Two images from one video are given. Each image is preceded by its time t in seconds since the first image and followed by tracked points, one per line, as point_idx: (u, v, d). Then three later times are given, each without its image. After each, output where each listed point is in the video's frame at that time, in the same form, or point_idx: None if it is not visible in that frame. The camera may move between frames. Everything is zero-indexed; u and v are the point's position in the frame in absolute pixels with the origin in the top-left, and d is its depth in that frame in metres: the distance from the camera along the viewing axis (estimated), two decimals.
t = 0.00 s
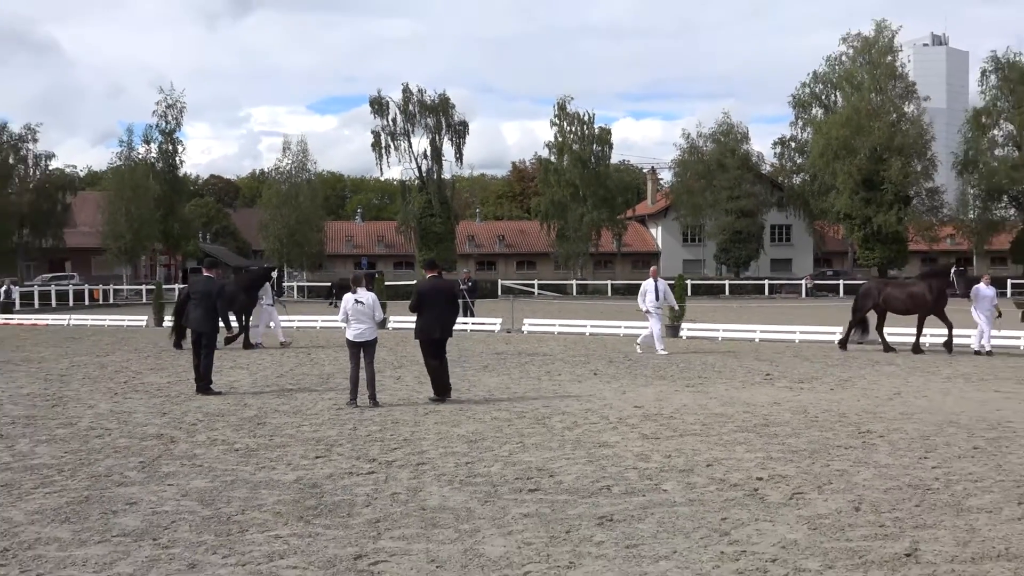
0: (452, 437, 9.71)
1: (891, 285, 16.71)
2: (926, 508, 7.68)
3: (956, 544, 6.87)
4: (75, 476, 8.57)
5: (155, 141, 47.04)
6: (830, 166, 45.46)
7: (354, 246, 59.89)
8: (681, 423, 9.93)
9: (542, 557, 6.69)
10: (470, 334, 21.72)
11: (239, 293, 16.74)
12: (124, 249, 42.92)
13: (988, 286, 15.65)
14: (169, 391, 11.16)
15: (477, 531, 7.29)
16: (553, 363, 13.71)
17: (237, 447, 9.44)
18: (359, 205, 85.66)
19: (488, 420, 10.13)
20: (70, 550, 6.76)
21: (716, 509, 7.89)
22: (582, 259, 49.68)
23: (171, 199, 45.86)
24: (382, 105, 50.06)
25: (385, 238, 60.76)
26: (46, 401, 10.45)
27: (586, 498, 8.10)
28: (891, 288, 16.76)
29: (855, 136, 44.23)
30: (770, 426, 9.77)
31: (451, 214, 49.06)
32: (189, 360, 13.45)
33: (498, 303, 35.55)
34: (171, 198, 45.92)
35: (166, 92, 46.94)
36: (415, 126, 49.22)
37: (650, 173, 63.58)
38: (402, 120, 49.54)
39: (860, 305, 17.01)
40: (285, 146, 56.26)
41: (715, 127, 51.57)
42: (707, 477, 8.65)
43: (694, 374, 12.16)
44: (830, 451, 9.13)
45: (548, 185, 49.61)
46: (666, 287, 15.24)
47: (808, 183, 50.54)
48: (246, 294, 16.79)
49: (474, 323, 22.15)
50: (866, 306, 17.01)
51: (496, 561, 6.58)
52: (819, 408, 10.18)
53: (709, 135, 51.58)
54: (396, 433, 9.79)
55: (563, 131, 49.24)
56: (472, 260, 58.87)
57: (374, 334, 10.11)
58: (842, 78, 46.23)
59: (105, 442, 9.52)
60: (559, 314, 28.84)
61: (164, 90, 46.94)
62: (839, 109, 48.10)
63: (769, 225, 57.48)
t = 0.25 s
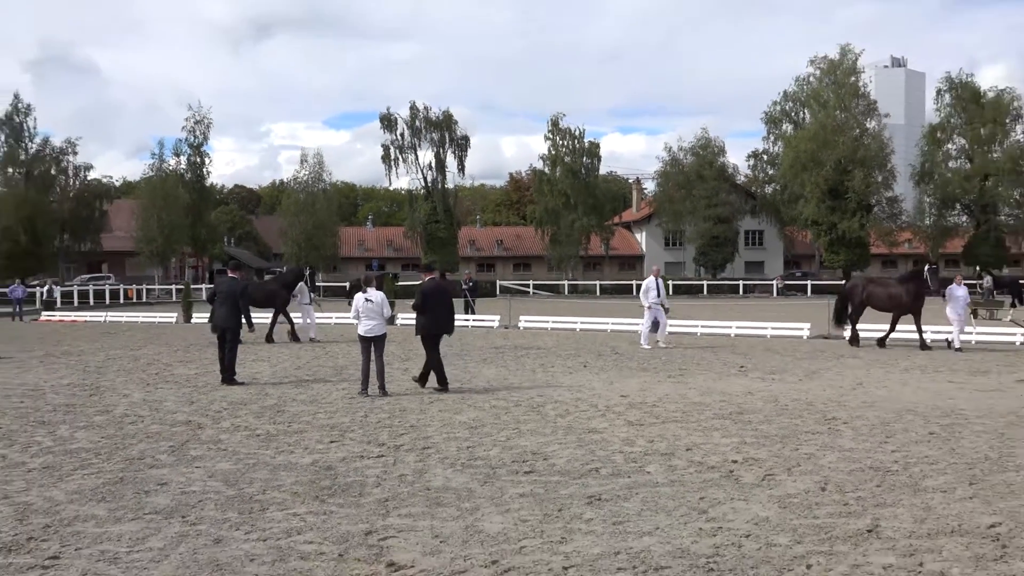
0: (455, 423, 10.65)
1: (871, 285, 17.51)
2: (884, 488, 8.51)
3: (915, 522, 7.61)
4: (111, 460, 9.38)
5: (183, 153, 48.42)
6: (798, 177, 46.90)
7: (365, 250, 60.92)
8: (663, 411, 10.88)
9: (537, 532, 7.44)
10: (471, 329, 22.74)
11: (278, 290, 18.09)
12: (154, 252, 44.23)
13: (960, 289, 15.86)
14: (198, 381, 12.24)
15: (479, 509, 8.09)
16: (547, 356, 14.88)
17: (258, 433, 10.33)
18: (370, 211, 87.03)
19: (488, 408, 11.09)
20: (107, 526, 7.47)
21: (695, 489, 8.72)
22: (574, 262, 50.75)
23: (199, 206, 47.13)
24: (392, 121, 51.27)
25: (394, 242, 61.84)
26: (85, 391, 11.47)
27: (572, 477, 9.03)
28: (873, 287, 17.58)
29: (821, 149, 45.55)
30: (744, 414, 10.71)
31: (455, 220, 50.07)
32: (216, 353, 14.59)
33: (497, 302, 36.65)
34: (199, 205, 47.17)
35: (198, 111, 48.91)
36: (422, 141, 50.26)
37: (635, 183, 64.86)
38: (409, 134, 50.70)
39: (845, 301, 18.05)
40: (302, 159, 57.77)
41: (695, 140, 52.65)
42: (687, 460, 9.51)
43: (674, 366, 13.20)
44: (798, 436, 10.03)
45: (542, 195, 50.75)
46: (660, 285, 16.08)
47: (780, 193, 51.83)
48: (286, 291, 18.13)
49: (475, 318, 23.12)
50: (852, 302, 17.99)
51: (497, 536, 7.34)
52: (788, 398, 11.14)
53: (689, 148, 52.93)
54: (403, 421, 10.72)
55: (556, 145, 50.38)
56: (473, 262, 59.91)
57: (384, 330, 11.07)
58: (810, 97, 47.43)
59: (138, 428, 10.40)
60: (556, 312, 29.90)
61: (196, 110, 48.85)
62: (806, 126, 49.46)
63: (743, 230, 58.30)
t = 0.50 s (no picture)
0: (452, 411, 11.52)
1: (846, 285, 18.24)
2: (847, 471, 8.62)
3: (890, 500, 7.58)
4: (137, 445, 9.79)
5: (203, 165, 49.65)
6: (765, 187, 47.97)
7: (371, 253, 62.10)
8: (643, 400, 11.83)
9: (523, 512, 7.45)
10: (465, 326, 23.85)
11: (302, 291, 19.14)
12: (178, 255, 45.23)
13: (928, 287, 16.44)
14: (217, 372, 13.32)
15: (471, 490, 8.21)
16: (537, 351, 16.16)
17: (273, 419, 11.00)
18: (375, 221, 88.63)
19: (482, 397, 12.05)
20: (133, 504, 7.64)
21: (672, 471, 8.87)
22: (561, 265, 51.94)
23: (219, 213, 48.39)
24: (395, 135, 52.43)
25: (397, 246, 62.99)
26: (114, 382, 12.46)
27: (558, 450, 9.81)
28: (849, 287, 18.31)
29: (788, 161, 46.86)
30: (717, 403, 11.63)
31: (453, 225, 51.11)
32: (234, 347, 15.84)
33: (490, 301, 37.90)
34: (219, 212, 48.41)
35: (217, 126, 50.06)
36: (422, 154, 51.49)
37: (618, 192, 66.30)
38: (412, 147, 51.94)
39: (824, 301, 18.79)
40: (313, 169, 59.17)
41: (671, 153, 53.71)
42: (666, 446, 9.90)
43: (651, 361, 14.49)
44: (767, 422, 10.72)
45: (531, 204, 52.03)
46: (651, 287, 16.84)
47: (747, 202, 53.11)
48: (310, 291, 19.15)
49: (470, 315, 24.13)
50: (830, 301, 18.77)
51: (488, 515, 7.37)
52: (758, 389, 12.16)
53: (666, 161, 53.67)
54: (406, 408, 11.59)
55: (545, 157, 51.56)
56: (468, 265, 61.04)
57: (387, 326, 12.12)
58: (774, 114, 48.75)
59: (162, 416, 11.00)
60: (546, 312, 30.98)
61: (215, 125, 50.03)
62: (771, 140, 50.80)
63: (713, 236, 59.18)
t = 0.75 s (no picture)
0: (441, 410, 11.54)
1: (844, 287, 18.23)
2: (829, 468, 8.73)
3: (868, 496, 7.68)
4: (125, 444, 9.79)
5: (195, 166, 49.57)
6: (752, 188, 48.06)
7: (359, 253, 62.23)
8: (631, 398, 11.91)
9: (511, 510, 7.51)
10: (454, 324, 23.96)
11: (302, 290, 19.24)
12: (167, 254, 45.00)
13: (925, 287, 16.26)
14: (206, 372, 13.32)
15: (460, 489, 8.25)
16: (524, 349, 16.25)
17: (261, 419, 10.96)
18: (363, 221, 88.68)
19: (470, 397, 12.09)
20: (121, 505, 7.66)
21: (659, 469, 8.95)
22: (548, 265, 52.05)
23: (208, 213, 48.31)
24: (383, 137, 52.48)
25: (386, 246, 63.02)
26: (102, 382, 12.45)
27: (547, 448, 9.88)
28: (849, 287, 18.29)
29: (774, 163, 47.19)
30: (704, 401, 11.74)
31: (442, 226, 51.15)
32: (223, 347, 15.86)
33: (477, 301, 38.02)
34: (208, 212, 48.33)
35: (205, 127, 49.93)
36: (411, 154, 51.47)
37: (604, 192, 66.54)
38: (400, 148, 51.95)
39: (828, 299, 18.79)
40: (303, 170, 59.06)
41: (658, 154, 54.06)
42: (652, 444, 10.00)
43: (638, 360, 14.57)
44: (754, 420, 10.81)
45: (520, 204, 52.04)
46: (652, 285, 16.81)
47: (734, 203, 53.33)
48: (310, 291, 19.23)
49: (459, 315, 24.22)
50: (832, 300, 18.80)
51: (478, 514, 7.40)
52: (743, 387, 12.28)
53: (653, 162, 54.20)
54: (394, 407, 11.60)
55: (532, 158, 51.67)
56: (457, 265, 61.16)
57: (376, 325, 12.13)
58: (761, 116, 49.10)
59: (150, 415, 10.99)
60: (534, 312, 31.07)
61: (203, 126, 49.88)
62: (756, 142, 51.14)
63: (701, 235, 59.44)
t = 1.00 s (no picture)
0: (425, 410, 11.52)
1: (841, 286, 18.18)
2: (812, 466, 8.77)
3: (849, 494, 7.74)
4: (107, 445, 9.71)
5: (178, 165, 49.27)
6: (735, 187, 48.21)
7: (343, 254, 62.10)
8: (615, 397, 11.94)
9: (495, 509, 7.51)
10: (439, 324, 23.97)
11: (302, 291, 19.10)
12: (150, 254, 44.73)
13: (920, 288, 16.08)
14: (189, 372, 13.25)
15: (445, 488, 8.24)
16: (509, 349, 16.26)
17: (244, 419, 10.89)
18: (348, 220, 88.53)
19: (455, 396, 12.06)
20: (102, 506, 7.60)
21: (643, 468, 8.97)
22: (533, 264, 52.12)
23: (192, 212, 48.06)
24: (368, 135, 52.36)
25: (371, 246, 62.95)
26: (84, 382, 12.35)
27: (533, 446, 9.88)
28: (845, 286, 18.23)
29: (758, 163, 47.46)
30: (687, 400, 11.77)
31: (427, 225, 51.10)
32: (206, 346, 15.77)
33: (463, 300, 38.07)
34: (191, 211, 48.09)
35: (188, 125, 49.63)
36: (395, 152, 51.36)
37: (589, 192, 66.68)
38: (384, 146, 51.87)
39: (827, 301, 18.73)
40: (287, 169, 58.86)
41: (643, 154, 54.37)
42: (636, 443, 10.02)
43: (623, 359, 14.64)
44: (738, 419, 10.86)
45: (505, 203, 52.09)
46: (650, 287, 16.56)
47: (718, 202, 53.63)
48: (310, 292, 19.11)
49: (444, 315, 24.23)
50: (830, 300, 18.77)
51: (463, 513, 7.39)
52: (727, 386, 12.33)
53: (638, 161, 54.56)
54: (378, 407, 11.56)
55: (517, 157, 51.84)
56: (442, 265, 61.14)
57: (360, 325, 12.10)
58: (745, 116, 49.34)
59: (133, 416, 10.91)
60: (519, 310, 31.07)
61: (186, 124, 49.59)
62: (740, 142, 51.32)
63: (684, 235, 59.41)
